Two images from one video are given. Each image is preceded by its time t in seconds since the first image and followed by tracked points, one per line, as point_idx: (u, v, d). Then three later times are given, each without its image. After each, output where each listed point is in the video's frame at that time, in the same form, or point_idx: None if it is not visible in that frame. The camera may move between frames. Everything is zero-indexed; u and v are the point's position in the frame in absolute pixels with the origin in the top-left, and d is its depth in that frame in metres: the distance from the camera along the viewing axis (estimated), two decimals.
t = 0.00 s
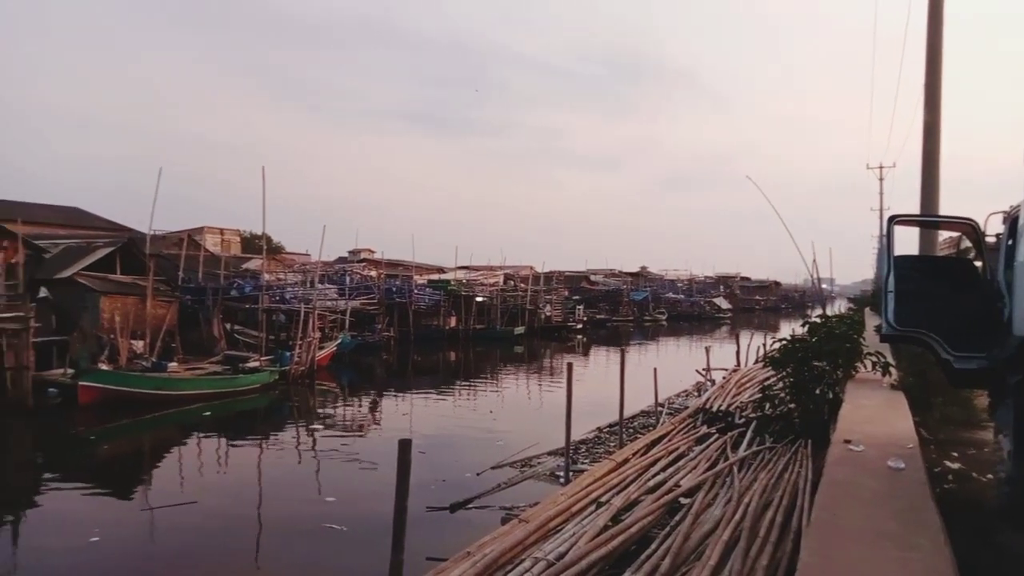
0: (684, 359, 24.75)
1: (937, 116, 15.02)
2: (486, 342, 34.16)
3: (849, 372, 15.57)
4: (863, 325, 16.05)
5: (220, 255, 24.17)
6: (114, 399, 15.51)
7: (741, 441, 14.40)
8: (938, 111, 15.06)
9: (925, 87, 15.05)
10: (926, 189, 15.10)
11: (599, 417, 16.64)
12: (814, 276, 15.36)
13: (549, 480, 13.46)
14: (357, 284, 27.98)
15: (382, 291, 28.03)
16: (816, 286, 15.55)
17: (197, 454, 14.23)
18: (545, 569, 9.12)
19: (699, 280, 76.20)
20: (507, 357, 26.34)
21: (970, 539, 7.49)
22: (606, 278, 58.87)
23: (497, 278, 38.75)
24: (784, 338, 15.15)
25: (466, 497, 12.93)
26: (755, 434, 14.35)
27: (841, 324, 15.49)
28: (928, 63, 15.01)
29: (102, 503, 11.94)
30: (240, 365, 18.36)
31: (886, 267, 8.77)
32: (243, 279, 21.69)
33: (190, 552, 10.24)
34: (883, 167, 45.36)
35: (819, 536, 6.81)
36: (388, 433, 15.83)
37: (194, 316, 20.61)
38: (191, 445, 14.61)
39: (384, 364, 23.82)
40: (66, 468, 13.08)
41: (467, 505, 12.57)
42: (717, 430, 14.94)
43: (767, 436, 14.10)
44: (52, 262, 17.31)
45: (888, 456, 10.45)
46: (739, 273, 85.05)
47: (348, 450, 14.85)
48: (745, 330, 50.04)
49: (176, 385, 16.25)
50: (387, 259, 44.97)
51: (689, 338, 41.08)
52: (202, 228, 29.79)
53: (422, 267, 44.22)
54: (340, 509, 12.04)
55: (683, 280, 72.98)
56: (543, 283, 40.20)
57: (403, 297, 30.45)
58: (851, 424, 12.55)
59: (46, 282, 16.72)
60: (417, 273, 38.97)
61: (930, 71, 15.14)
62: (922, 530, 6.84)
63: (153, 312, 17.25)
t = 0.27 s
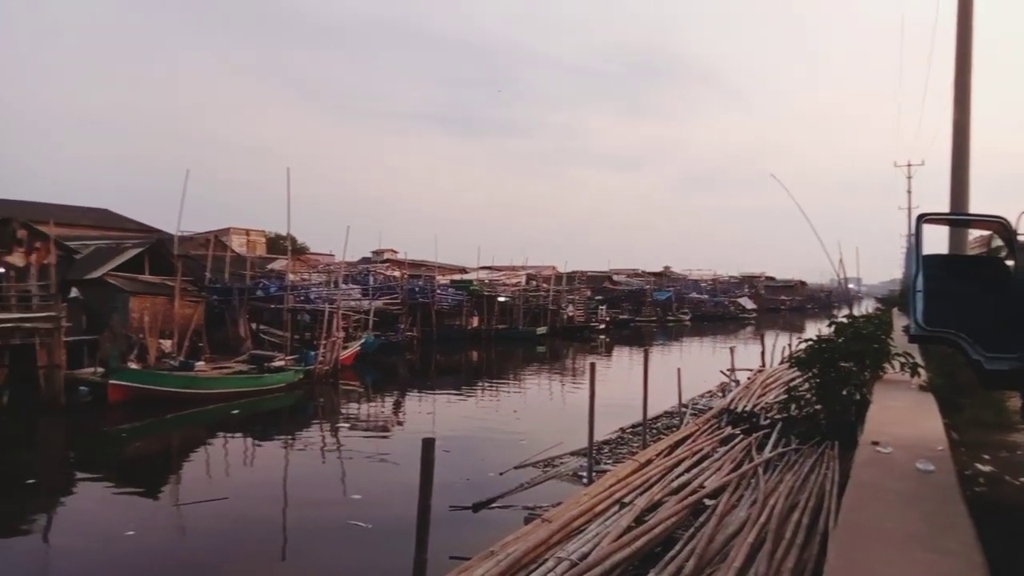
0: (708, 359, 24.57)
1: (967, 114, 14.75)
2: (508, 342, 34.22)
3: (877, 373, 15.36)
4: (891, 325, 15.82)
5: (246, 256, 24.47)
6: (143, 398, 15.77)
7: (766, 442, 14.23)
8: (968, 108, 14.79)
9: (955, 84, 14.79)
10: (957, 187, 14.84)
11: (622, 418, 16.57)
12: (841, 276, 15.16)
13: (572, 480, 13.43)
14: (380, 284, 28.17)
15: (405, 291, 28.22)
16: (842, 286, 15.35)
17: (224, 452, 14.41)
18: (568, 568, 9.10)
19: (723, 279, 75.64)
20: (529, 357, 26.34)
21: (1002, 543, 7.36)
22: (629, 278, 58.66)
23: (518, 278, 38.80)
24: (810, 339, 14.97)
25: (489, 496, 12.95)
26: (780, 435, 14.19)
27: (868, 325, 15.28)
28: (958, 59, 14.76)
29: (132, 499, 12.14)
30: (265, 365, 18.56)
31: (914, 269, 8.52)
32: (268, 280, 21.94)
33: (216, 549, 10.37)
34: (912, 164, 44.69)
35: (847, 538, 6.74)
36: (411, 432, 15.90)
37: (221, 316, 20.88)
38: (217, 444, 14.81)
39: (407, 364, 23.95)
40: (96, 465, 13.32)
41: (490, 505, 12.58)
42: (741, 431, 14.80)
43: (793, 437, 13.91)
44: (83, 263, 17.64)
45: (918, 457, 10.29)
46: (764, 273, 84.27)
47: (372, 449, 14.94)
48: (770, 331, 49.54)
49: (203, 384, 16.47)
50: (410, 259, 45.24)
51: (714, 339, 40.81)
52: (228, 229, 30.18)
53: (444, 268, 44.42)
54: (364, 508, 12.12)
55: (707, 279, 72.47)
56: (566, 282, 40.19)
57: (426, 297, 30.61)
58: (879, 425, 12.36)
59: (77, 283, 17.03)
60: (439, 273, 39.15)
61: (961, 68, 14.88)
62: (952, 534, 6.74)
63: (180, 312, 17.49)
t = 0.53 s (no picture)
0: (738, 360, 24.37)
1: (1005, 110, 14.43)
2: (535, 342, 34.26)
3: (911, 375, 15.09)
4: (926, 326, 15.54)
5: (276, 257, 24.80)
6: (176, 396, 16.06)
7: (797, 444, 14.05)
8: (1006, 104, 14.47)
9: (992, 80, 14.48)
10: (994, 186, 14.52)
11: (650, 419, 16.49)
12: (874, 276, 14.94)
13: (600, 481, 13.40)
14: (408, 285, 28.41)
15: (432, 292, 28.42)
16: (875, 287, 15.12)
17: (255, 450, 14.63)
18: (596, 569, 9.08)
19: (752, 280, 74.83)
20: (556, 357, 26.35)
21: None
22: (657, 278, 58.35)
23: (546, 278, 38.66)
24: (841, 340, 14.76)
25: (516, 496, 12.97)
26: (811, 437, 14.01)
27: (902, 325, 15.02)
28: (995, 55, 14.45)
29: (166, 496, 12.39)
30: (295, 364, 18.79)
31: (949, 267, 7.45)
32: (297, 280, 22.21)
33: (247, 546, 10.51)
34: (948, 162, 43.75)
35: (881, 542, 6.63)
36: (439, 432, 16.00)
37: (252, 316, 21.20)
38: (248, 442, 15.02)
39: (435, 364, 24.10)
40: (131, 462, 13.59)
41: (517, 504, 12.61)
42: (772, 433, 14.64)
43: (825, 439, 13.72)
44: (119, 264, 18.04)
45: (953, 461, 10.10)
46: (793, 273, 83.19)
47: (399, 448, 15.04)
48: (802, 331, 48.92)
49: (234, 383, 16.71)
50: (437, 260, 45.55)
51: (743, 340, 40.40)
52: (258, 231, 30.64)
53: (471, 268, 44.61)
54: (391, 507, 12.19)
55: (735, 280, 71.79)
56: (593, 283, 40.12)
57: (453, 298, 30.78)
58: (912, 428, 12.15)
59: (113, 283, 17.42)
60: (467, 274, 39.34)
61: (998, 63, 14.56)
62: (989, 539, 6.60)
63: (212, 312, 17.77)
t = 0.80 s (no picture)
0: (770, 363, 24.08)
1: None
2: (564, 344, 34.23)
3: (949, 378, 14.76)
4: (964, 329, 15.18)
5: (307, 259, 25.13)
6: (210, 395, 16.35)
7: (830, 448, 13.83)
8: None
9: None
10: None
11: (680, 421, 16.39)
12: (910, 277, 14.66)
13: (629, 482, 13.34)
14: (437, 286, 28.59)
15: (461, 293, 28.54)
16: (911, 288, 14.84)
17: (287, 449, 14.84)
18: (626, 571, 9.05)
19: (783, 281, 73.84)
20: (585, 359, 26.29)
21: None
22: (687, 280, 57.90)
23: (575, 279, 38.54)
24: (876, 342, 14.50)
25: (545, 497, 12.97)
26: (845, 440, 13.78)
27: (939, 328, 14.71)
28: None
29: (201, 493, 12.62)
30: (325, 364, 19.02)
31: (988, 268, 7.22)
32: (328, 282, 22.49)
33: (279, 544, 10.66)
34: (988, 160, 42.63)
35: (919, 547, 6.51)
36: (467, 432, 16.06)
37: (284, 317, 21.52)
38: (281, 441, 15.25)
39: (463, 365, 24.20)
40: (167, 460, 13.88)
41: (546, 505, 12.60)
42: (804, 436, 14.43)
43: (859, 442, 13.48)
44: (155, 266, 18.42)
45: (992, 465, 9.86)
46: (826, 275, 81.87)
47: (429, 448, 15.15)
48: (835, 334, 48.12)
49: (267, 382, 16.96)
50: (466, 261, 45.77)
51: (775, 342, 39.87)
52: (290, 233, 31.07)
53: (500, 270, 44.72)
54: (421, 506, 12.29)
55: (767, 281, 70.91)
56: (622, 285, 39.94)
57: (482, 299, 30.89)
58: (950, 432, 11.89)
59: (150, 285, 17.79)
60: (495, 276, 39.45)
61: None
62: None
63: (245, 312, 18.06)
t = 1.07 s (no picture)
0: (805, 364, 23.72)
1: None
2: (593, 344, 34.12)
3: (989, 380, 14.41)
4: (1005, 330, 14.80)
5: (338, 259, 25.41)
6: (244, 393, 16.62)
7: (865, 451, 13.59)
8: None
9: None
10: None
11: (712, 422, 16.25)
12: (949, 277, 14.34)
13: (660, 484, 13.25)
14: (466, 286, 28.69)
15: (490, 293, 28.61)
16: (950, 288, 14.51)
17: (318, 447, 15.02)
18: (657, 572, 9.00)
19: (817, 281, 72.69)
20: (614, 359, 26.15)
21: None
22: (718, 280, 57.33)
23: (604, 279, 38.43)
24: (913, 343, 14.21)
25: (574, 497, 12.94)
26: (880, 443, 13.54)
27: (979, 329, 14.36)
28: None
29: (235, 489, 12.84)
30: (356, 363, 19.20)
31: None
32: (359, 282, 22.72)
33: (312, 541, 10.79)
34: None
35: (957, 553, 6.38)
36: (496, 432, 16.10)
37: (315, 316, 21.78)
38: (313, 439, 15.44)
39: (493, 365, 24.25)
40: (203, 457, 14.14)
41: (575, 506, 12.58)
42: (838, 438, 14.20)
43: (895, 446, 13.22)
44: (191, 266, 18.77)
45: None
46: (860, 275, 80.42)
47: (459, 447, 15.23)
48: (871, 335, 47.22)
49: (299, 381, 17.19)
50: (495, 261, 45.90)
51: (809, 343, 39.25)
52: (322, 233, 31.46)
53: (529, 270, 44.75)
54: (451, 504, 12.35)
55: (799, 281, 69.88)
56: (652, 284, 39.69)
57: (511, 299, 30.92)
58: (990, 435, 11.60)
59: (185, 284, 18.14)
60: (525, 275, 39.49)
61: None
62: None
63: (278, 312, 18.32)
